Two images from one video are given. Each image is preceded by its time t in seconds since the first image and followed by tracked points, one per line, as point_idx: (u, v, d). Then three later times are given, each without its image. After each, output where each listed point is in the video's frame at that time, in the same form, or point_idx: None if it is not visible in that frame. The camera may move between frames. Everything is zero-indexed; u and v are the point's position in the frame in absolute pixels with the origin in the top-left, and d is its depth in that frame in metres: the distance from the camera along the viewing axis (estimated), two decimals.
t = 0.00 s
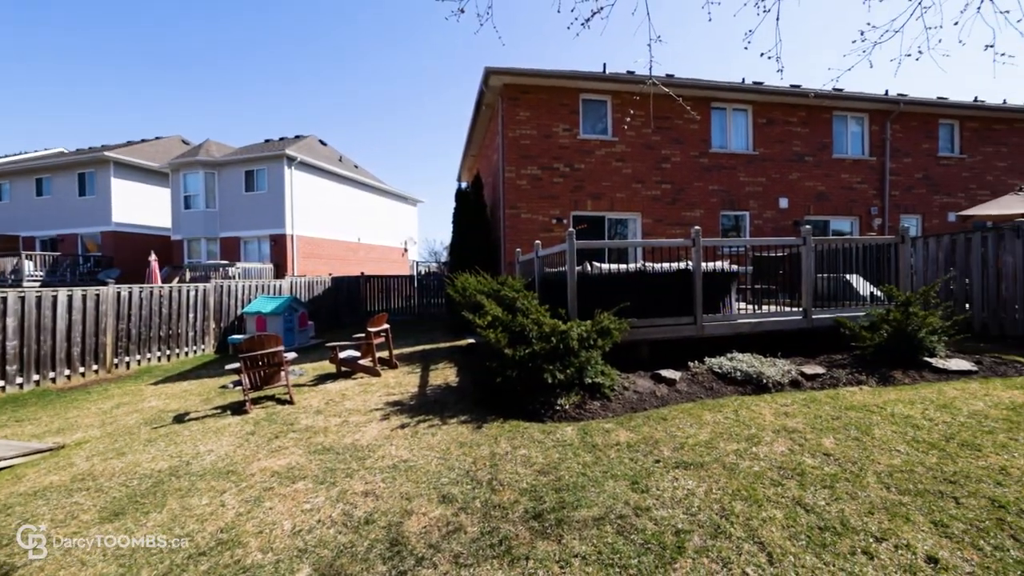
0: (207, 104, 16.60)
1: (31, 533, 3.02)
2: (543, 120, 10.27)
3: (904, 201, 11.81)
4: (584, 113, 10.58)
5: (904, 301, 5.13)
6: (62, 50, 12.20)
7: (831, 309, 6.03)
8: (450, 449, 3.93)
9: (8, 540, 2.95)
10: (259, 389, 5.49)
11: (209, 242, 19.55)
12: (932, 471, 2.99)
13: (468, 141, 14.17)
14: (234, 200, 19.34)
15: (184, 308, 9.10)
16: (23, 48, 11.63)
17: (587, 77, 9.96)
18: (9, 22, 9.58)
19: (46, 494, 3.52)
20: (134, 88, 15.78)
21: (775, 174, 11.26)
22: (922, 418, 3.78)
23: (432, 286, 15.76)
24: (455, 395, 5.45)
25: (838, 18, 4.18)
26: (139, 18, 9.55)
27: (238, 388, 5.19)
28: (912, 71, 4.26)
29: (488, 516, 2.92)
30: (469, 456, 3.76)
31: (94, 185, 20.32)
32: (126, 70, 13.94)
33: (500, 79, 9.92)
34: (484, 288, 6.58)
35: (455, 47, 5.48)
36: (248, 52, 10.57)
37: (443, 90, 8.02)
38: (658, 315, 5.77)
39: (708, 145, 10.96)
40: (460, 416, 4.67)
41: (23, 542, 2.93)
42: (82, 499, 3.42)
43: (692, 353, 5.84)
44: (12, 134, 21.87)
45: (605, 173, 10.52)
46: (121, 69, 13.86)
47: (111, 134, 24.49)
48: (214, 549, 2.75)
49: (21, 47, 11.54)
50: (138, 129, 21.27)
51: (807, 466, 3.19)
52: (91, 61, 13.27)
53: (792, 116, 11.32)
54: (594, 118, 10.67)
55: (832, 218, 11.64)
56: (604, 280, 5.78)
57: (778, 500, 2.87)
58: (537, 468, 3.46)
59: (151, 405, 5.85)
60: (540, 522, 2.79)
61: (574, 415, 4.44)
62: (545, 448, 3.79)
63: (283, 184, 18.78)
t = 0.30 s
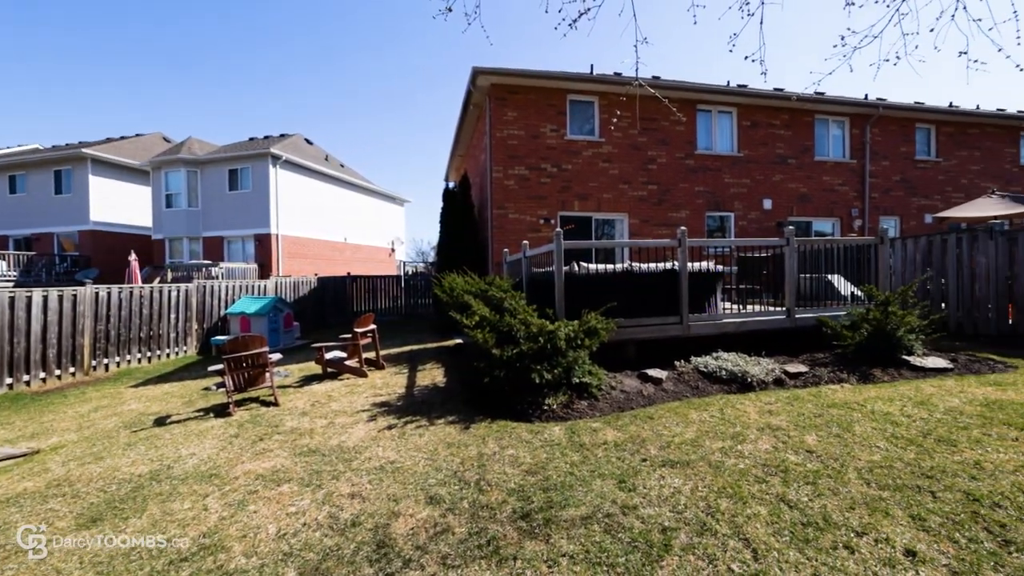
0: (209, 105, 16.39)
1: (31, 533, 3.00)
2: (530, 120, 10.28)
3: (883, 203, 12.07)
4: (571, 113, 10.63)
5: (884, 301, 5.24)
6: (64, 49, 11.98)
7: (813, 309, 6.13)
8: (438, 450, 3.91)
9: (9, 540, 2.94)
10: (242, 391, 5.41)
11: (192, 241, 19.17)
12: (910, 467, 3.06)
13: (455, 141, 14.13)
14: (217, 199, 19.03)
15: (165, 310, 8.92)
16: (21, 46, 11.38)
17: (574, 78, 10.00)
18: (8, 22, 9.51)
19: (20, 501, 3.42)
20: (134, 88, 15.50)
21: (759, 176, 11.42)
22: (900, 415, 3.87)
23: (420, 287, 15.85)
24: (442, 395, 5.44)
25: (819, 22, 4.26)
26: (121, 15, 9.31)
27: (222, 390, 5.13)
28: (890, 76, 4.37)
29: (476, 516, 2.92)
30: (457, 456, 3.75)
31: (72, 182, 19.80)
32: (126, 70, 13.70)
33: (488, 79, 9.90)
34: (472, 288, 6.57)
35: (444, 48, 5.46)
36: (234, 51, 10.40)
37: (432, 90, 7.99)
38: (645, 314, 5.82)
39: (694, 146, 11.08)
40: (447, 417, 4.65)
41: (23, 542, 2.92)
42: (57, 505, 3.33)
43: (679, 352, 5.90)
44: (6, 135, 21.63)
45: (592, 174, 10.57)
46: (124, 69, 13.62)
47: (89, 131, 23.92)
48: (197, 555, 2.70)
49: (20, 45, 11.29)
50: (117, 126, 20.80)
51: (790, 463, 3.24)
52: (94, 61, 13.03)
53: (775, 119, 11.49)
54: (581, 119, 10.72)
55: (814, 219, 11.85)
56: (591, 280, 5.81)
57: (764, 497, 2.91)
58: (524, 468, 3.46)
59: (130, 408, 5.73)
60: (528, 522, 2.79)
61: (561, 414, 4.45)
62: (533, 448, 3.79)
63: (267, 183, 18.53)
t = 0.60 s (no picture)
0: (212, 106, 16.20)
1: (30, 533, 2.99)
2: (518, 120, 10.28)
3: (863, 205, 12.31)
4: (558, 114, 10.67)
5: (864, 300, 5.33)
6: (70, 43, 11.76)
7: (797, 308, 6.22)
8: (425, 451, 3.89)
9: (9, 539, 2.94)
10: (226, 393, 5.33)
11: (174, 240, 18.82)
12: (889, 462, 3.12)
13: (443, 141, 14.08)
14: (200, 198, 18.70)
15: (146, 310, 8.75)
16: (24, 39, 11.13)
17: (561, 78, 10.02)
18: None
19: None
20: (134, 85, 15.28)
21: (744, 177, 11.57)
22: (880, 412, 3.95)
23: (407, 288, 15.60)
24: (430, 396, 5.42)
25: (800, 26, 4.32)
26: (100, 9, 9.14)
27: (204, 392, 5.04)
28: (869, 80, 4.45)
29: (464, 517, 2.90)
30: (444, 457, 3.74)
31: (48, 180, 19.32)
32: (124, 68, 13.45)
33: (475, 79, 9.88)
34: (460, 288, 6.55)
35: (433, 48, 5.45)
36: (219, 49, 10.26)
37: (421, 90, 7.94)
38: (632, 314, 5.85)
39: (680, 148, 11.19)
40: (434, 418, 4.63)
41: (23, 541, 2.91)
42: (32, 512, 3.24)
43: (665, 352, 5.96)
44: None
45: (579, 174, 10.61)
46: (129, 66, 13.36)
47: (66, 128, 23.37)
48: (178, 561, 2.64)
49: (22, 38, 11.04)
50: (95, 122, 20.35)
51: (774, 460, 3.28)
52: (103, 58, 12.80)
53: (759, 121, 11.66)
54: (568, 120, 10.77)
55: (797, 221, 12.04)
56: (579, 280, 5.83)
57: (749, 493, 2.94)
58: (512, 468, 3.46)
59: (109, 411, 5.60)
60: (515, 522, 2.79)
61: (549, 414, 4.45)
62: (521, 448, 3.79)
63: (252, 181, 18.27)
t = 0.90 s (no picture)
0: (198, 103, 15.95)
1: (30, 533, 2.99)
2: (505, 120, 10.28)
3: (845, 207, 12.54)
4: (546, 114, 10.70)
5: (846, 300, 5.43)
6: (70, 43, 11.53)
7: (780, 308, 6.31)
8: (413, 452, 3.86)
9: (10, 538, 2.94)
10: (209, 395, 5.25)
11: (155, 240, 18.46)
12: (870, 459, 3.18)
13: (430, 141, 14.02)
14: (183, 197, 18.38)
15: (126, 312, 8.56)
16: (22, 38, 10.91)
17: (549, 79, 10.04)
18: None
19: None
20: (131, 85, 15.16)
21: (729, 178, 11.71)
22: (861, 409, 4.03)
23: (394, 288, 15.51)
24: (418, 396, 5.40)
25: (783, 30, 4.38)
26: (80, 6, 8.94)
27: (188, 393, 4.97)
28: (850, 84, 4.54)
29: (451, 518, 2.89)
30: (432, 457, 3.73)
31: (23, 177, 18.85)
32: (120, 68, 13.27)
33: (463, 79, 9.85)
34: (448, 288, 6.53)
35: (423, 48, 5.43)
36: (204, 47, 10.13)
37: (410, 90, 7.91)
38: (619, 314, 5.88)
39: (667, 149, 11.29)
40: (421, 418, 4.61)
41: (24, 542, 2.90)
42: (5, 519, 3.15)
43: (651, 351, 6.01)
44: None
45: (567, 175, 10.64)
46: (121, 65, 13.12)
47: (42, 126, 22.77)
48: (159, 566, 2.59)
49: (21, 38, 10.83)
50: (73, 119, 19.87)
51: (759, 458, 3.33)
52: (97, 57, 12.56)
53: (744, 124, 11.81)
54: (556, 121, 10.80)
55: (781, 222, 12.22)
56: (566, 280, 5.85)
57: (735, 491, 2.98)
58: (500, 468, 3.46)
59: (88, 414, 5.48)
60: (503, 522, 2.79)
61: (537, 414, 4.45)
62: (508, 448, 3.79)
63: (236, 180, 18.00)
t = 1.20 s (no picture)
0: (183, 101, 15.71)
1: (30, 533, 2.97)
2: (493, 121, 10.28)
3: (827, 208, 12.76)
4: (534, 115, 10.71)
5: (828, 299, 5.52)
6: (67, 45, 11.39)
7: (764, 307, 6.39)
8: (399, 453, 3.84)
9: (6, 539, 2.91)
10: (192, 397, 5.17)
11: (136, 240, 18.10)
12: (851, 455, 3.24)
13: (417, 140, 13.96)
14: (165, 196, 18.05)
15: (106, 313, 8.38)
16: (21, 39, 10.76)
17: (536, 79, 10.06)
18: None
19: None
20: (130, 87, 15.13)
21: (714, 180, 11.84)
22: (843, 406, 4.10)
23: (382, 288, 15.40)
24: (405, 397, 5.37)
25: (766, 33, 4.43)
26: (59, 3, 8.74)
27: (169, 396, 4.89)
28: (831, 88, 4.61)
29: (438, 519, 2.88)
30: (419, 458, 3.71)
31: None
32: (116, 68, 13.17)
33: (451, 78, 9.82)
34: (435, 288, 6.50)
35: (410, 48, 5.41)
36: (188, 45, 9.98)
37: (398, 89, 7.88)
38: (605, 314, 5.92)
39: (653, 150, 11.38)
40: (408, 419, 4.58)
41: (24, 542, 2.88)
42: None
43: (638, 351, 6.05)
44: None
45: (555, 175, 10.67)
46: (108, 63, 12.91)
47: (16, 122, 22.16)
48: (139, 572, 2.54)
49: (19, 38, 10.67)
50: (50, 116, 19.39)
51: (743, 455, 3.38)
52: (84, 55, 12.34)
53: (729, 126, 11.96)
54: (544, 121, 10.82)
55: (765, 222, 12.39)
56: (554, 280, 5.86)
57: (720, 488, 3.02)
58: (488, 468, 3.45)
59: (65, 418, 5.34)
60: (491, 522, 2.78)
61: (524, 414, 4.46)
62: (496, 448, 3.79)
63: (220, 179, 17.73)
